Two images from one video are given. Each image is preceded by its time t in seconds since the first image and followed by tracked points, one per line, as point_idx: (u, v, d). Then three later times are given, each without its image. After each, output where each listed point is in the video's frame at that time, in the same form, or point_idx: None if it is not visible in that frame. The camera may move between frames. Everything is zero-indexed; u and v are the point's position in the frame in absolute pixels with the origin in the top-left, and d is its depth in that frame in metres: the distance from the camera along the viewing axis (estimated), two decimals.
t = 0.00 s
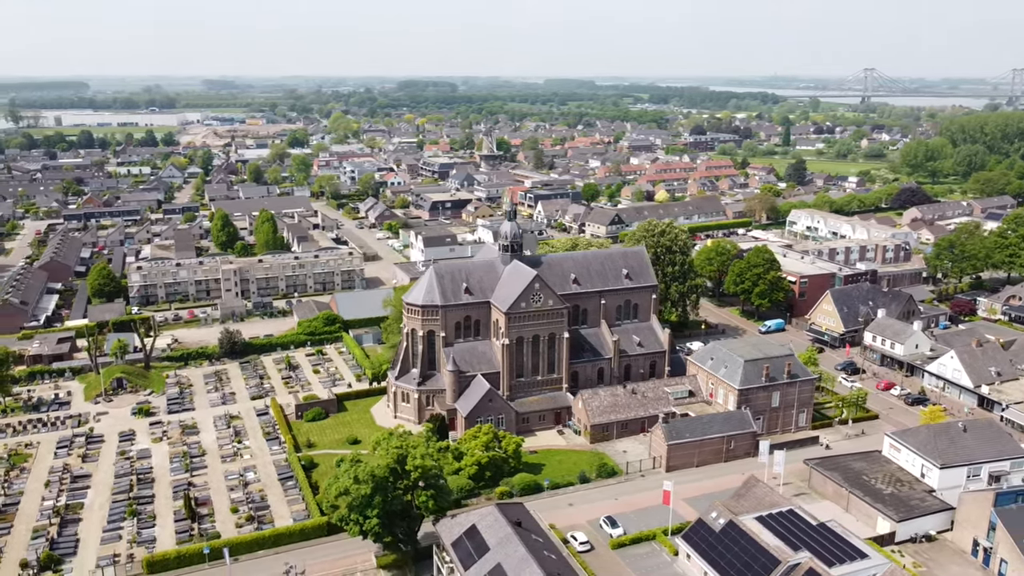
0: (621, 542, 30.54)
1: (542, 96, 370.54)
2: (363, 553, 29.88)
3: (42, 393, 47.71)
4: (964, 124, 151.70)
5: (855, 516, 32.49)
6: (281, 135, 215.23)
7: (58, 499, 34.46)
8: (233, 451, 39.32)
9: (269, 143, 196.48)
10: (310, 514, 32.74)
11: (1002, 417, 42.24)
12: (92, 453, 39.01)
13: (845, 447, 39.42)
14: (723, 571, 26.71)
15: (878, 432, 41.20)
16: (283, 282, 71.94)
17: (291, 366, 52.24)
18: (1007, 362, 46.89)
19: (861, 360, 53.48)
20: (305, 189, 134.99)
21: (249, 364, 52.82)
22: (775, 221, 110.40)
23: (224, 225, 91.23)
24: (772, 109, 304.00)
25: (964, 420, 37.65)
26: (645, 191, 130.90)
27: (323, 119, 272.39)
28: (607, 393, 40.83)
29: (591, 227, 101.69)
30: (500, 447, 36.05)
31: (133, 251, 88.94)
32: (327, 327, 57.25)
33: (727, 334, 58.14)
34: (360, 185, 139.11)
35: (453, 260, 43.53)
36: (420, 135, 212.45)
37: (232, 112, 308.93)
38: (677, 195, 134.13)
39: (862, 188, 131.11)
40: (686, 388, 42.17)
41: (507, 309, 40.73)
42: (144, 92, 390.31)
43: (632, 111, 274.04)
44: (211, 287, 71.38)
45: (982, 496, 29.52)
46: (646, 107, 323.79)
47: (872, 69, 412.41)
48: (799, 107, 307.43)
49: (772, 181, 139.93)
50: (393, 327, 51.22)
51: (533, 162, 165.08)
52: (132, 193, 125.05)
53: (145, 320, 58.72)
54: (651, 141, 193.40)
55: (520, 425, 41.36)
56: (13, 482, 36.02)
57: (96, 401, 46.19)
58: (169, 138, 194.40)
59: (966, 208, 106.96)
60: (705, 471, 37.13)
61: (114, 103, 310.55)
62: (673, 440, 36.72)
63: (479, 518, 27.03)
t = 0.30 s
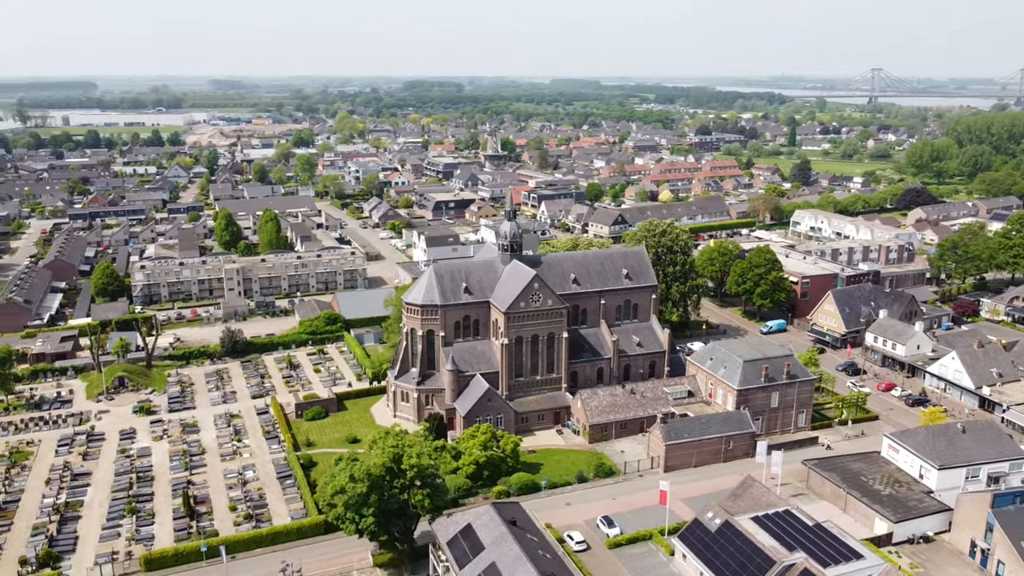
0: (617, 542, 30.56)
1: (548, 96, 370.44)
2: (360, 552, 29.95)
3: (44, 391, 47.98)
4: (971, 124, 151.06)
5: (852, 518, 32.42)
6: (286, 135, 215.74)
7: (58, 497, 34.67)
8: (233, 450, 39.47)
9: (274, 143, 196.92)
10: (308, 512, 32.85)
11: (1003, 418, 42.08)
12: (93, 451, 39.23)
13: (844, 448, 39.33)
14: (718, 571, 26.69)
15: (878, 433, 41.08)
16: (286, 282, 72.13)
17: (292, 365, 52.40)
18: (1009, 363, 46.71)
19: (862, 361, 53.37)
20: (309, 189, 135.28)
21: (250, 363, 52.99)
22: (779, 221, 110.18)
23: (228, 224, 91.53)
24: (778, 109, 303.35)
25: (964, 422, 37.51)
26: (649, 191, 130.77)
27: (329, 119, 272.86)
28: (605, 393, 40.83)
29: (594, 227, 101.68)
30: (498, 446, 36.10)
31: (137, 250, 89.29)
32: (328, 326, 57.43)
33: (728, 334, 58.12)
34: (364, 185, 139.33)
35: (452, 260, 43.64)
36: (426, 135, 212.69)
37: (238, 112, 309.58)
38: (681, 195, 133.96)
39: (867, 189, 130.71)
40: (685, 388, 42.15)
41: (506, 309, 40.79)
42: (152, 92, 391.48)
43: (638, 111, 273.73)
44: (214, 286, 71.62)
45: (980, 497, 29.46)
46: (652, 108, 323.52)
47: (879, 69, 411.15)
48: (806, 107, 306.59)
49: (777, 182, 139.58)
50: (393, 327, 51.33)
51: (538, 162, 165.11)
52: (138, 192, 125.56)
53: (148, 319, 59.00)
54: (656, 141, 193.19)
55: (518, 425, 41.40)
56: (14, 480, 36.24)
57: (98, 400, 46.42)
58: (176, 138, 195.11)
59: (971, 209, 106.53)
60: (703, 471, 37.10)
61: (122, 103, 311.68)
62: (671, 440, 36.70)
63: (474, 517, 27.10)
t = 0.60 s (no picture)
0: (614, 541, 30.58)
1: (554, 96, 370.06)
2: (356, 550, 30.04)
3: (47, 389, 48.25)
4: (977, 124, 150.35)
5: (850, 518, 32.37)
6: (292, 135, 216.14)
7: (58, 494, 34.85)
8: (232, 448, 39.63)
9: (279, 143, 197.24)
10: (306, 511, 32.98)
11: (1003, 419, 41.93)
12: (93, 449, 39.42)
13: (843, 449, 39.24)
14: (713, 571, 26.69)
15: (877, 434, 40.97)
16: (288, 281, 72.29)
17: (293, 364, 52.57)
18: (1010, 364, 46.52)
19: (863, 361, 53.25)
20: (313, 189, 135.51)
21: (251, 362, 53.16)
22: (783, 222, 109.89)
23: (231, 224, 91.73)
24: (784, 109, 302.43)
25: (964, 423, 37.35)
26: (653, 191, 130.59)
27: (335, 119, 273.25)
28: (604, 393, 40.83)
29: (597, 227, 101.59)
30: (496, 446, 36.16)
31: (141, 249, 89.56)
32: (329, 326, 57.60)
33: (729, 334, 58.07)
34: (368, 184, 139.45)
35: (452, 260, 43.69)
36: (431, 135, 212.75)
37: (244, 112, 310.07)
38: (685, 195, 133.73)
39: (871, 189, 130.22)
40: (684, 389, 42.12)
41: (504, 308, 40.84)
42: (158, 91, 392.46)
43: (644, 111, 273.32)
44: (216, 286, 71.84)
45: (977, 498, 29.41)
46: (658, 108, 323.10)
47: (886, 68, 409.63)
48: (813, 107, 305.65)
49: (781, 182, 139.19)
50: (394, 326, 51.42)
51: (542, 162, 165.03)
52: (143, 192, 125.91)
53: (150, 319, 59.25)
54: (661, 141, 192.87)
55: (517, 424, 41.45)
56: (14, 477, 36.47)
57: (100, 398, 46.65)
58: (181, 137, 195.67)
59: (976, 210, 106.04)
60: (701, 471, 37.07)
61: (129, 103, 312.61)
62: (669, 440, 36.70)
63: (470, 516, 27.18)
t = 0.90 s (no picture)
0: (610, 541, 30.60)
1: (560, 96, 369.83)
2: (352, 549, 30.13)
3: (49, 387, 48.54)
4: (983, 124, 149.72)
5: (848, 519, 32.32)
6: (298, 134, 216.64)
7: (58, 492, 35.07)
8: (232, 447, 39.79)
9: (285, 143, 197.69)
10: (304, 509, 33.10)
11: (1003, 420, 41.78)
12: (94, 447, 39.63)
13: (842, 449, 39.18)
14: (708, 571, 26.71)
15: (877, 435, 40.86)
16: (291, 280, 72.49)
17: (295, 363, 52.76)
18: (1012, 365, 46.33)
19: (864, 362, 53.13)
20: (318, 189, 135.81)
21: (252, 361, 53.35)
22: (787, 222, 109.62)
23: (235, 223, 92.01)
24: (790, 109, 301.53)
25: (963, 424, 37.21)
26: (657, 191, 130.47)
27: (341, 119, 273.84)
28: (603, 393, 40.85)
29: (600, 227, 101.52)
30: (494, 445, 36.23)
31: (146, 249, 89.94)
32: (331, 325, 57.75)
33: (730, 335, 58.02)
34: (373, 184, 139.66)
35: (452, 259, 43.75)
36: (436, 135, 212.92)
37: (251, 112, 310.94)
38: (690, 195, 133.55)
39: (876, 189, 129.75)
40: (684, 389, 42.10)
41: (504, 308, 40.90)
42: (166, 91, 393.92)
43: (649, 111, 272.99)
44: (220, 285, 72.15)
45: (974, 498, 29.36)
46: (664, 108, 322.79)
47: (893, 68, 408.40)
48: (819, 107, 304.83)
49: (786, 182, 138.83)
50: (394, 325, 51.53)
51: (546, 162, 164.97)
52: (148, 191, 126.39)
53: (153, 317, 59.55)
54: (666, 141, 192.61)
55: (516, 424, 41.50)
56: (16, 475, 36.72)
57: (101, 396, 46.90)
58: (188, 137, 196.27)
59: (982, 210, 105.56)
60: (700, 471, 37.04)
61: (136, 103, 313.79)
62: (668, 440, 36.69)
63: (466, 514, 27.26)
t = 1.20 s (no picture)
0: (607, 540, 30.63)
1: (566, 96, 369.36)
2: (348, 547, 30.20)
3: (52, 386, 48.81)
4: (990, 124, 149.08)
5: (845, 519, 32.26)
6: (303, 134, 217.05)
7: (58, 489, 35.27)
8: (231, 445, 39.94)
9: (290, 143, 198.03)
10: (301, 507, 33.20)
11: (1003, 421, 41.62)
12: (94, 445, 39.84)
13: (841, 450, 39.11)
14: (703, 570, 26.70)
15: (877, 436, 40.75)
16: (293, 279, 72.67)
17: (296, 362, 52.92)
18: (1013, 366, 46.11)
19: (865, 362, 53.01)
20: (322, 189, 136.04)
21: (253, 360, 53.55)
22: (791, 222, 109.34)
23: (239, 222, 92.23)
24: (797, 109, 300.39)
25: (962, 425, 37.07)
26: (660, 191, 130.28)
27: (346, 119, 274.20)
28: (602, 393, 40.86)
29: (603, 227, 101.43)
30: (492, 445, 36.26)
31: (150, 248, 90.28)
32: (332, 324, 57.89)
33: (731, 335, 57.95)
34: (376, 184, 139.80)
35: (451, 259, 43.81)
36: (441, 135, 213.08)
37: (258, 112, 311.65)
38: (693, 195, 133.36)
39: (881, 190, 129.33)
40: (683, 389, 42.09)
41: (503, 308, 40.96)
42: (172, 91, 394.72)
43: (655, 111, 272.53)
44: (222, 284, 72.42)
45: (972, 499, 29.28)
46: (670, 108, 322.29)
47: (900, 68, 406.60)
48: (826, 107, 303.78)
49: (791, 182, 138.47)
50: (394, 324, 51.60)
51: (551, 162, 164.86)
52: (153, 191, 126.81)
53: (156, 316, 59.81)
54: (671, 141, 192.25)
55: (515, 423, 41.54)
56: (17, 472, 36.95)
57: (103, 395, 47.11)
58: (193, 137, 196.83)
59: (987, 211, 105.12)
60: (698, 471, 37.01)
61: (143, 103, 314.75)
62: (666, 440, 36.68)
63: (461, 514, 27.30)
